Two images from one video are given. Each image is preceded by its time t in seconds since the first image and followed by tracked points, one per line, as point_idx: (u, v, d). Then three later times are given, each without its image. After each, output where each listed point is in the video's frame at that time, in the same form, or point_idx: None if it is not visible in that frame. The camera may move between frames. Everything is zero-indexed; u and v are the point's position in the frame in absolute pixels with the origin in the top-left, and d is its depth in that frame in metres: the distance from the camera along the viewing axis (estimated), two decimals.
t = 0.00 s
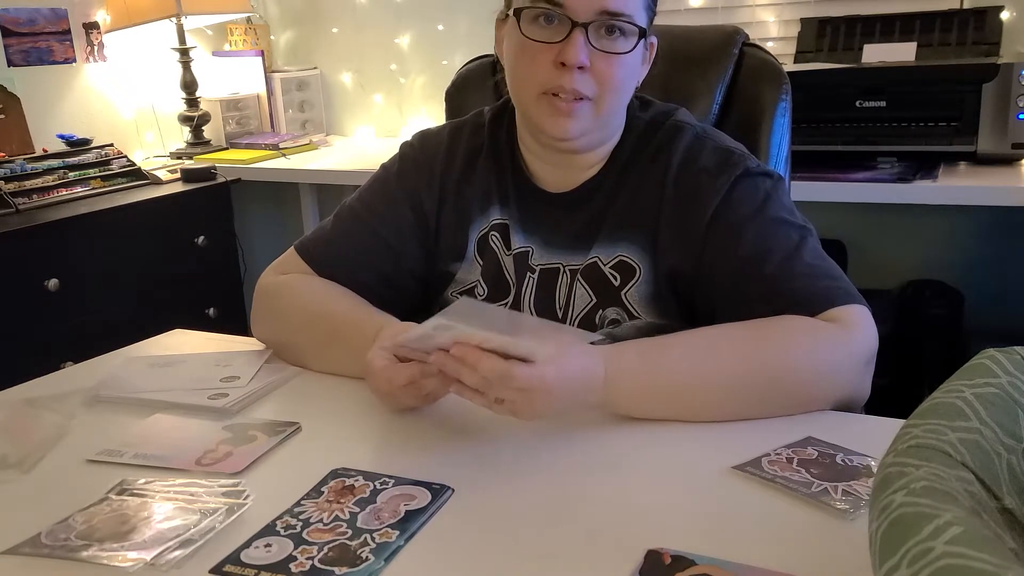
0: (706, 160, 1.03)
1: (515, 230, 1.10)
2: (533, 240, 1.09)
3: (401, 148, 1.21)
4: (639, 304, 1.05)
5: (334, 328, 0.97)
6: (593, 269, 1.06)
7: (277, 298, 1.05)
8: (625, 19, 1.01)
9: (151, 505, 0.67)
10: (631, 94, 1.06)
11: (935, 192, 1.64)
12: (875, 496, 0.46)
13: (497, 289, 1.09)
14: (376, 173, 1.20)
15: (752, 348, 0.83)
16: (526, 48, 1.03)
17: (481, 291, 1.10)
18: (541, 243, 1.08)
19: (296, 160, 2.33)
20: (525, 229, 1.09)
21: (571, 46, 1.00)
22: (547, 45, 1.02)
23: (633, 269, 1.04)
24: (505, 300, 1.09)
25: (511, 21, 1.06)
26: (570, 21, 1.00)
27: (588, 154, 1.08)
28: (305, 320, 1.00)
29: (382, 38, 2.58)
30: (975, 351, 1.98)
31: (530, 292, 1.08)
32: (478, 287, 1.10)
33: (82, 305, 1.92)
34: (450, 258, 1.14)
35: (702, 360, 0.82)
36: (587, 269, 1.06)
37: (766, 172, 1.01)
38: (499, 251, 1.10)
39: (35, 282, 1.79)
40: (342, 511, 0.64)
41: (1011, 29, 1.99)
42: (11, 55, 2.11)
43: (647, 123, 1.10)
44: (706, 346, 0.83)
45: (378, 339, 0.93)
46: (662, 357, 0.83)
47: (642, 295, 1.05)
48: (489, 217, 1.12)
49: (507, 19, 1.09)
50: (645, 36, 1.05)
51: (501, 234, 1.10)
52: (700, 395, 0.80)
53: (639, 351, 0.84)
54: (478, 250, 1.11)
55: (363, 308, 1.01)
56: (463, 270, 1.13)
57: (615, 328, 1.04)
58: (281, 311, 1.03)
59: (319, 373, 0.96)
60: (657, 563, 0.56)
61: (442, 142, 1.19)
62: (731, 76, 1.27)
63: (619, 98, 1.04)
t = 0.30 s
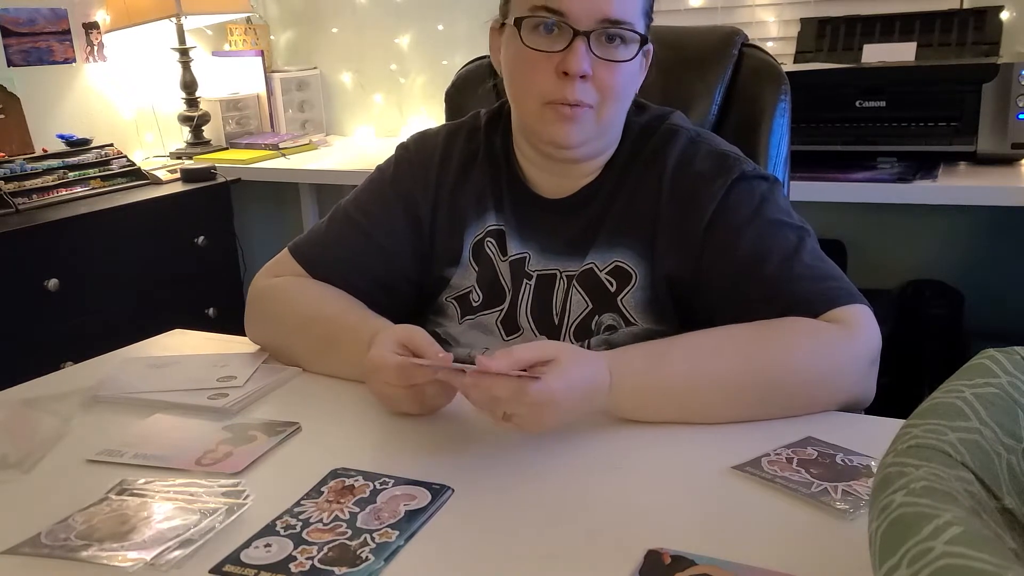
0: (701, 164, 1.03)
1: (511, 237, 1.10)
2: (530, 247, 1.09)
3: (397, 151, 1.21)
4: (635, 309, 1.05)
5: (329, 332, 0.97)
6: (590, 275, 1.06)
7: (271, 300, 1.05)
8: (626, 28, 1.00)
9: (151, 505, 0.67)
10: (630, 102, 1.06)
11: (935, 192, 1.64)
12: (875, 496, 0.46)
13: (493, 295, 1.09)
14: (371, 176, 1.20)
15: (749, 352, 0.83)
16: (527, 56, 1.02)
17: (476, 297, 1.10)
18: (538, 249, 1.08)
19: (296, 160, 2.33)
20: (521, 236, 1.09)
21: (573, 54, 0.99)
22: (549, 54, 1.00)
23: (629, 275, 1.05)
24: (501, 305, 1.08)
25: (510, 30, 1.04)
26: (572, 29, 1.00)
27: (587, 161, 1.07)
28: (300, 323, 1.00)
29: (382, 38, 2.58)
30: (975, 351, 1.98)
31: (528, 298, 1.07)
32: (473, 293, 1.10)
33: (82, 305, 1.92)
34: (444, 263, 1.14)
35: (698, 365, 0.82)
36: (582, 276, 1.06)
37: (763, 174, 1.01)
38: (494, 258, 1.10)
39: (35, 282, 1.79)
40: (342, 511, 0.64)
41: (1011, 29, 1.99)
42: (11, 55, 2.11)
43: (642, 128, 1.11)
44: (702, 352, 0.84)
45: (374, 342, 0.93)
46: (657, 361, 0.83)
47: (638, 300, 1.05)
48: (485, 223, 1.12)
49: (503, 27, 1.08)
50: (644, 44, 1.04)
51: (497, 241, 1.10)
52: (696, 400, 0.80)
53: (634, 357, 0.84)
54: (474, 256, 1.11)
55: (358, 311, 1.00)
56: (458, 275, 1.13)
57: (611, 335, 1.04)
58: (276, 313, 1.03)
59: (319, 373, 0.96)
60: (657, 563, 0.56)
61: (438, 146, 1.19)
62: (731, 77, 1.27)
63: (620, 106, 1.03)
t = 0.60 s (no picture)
0: (702, 163, 1.03)
1: (513, 235, 1.10)
2: (534, 246, 1.09)
3: (398, 152, 1.21)
4: (637, 308, 1.05)
5: (330, 332, 0.97)
6: (591, 273, 1.06)
7: (273, 299, 1.05)
8: (605, 37, 0.99)
9: (151, 505, 0.67)
10: (620, 107, 1.05)
11: (935, 192, 1.64)
12: (875, 496, 0.46)
13: (495, 293, 1.09)
14: (372, 177, 1.20)
15: (749, 352, 0.83)
16: (509, 73, 1.01)
17: (479, 296, 1.10)
18: (542, 248, 1.09)
19: (296, 160, 2.33)
20: (524, 235, 1.10)
21: (552, 71, 0.98)
22: (529, 70, 1.00)
23: (631, 273, 1.05)
24: (503, 304, 1.08)
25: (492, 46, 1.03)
26: (549, 45, 0.98)
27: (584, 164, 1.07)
28: (302, 322, 1.00)
29: (382, 38, 2.58)
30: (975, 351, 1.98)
31: (530, 296, 1.08)
32: (476, 292, 1.10)
33: (82, 305, 1.92)
34: (445, 263, 1.14)
35: (700, 364, 0.82)
36: (584, 274, 1.06)
37: (763, 174, 1.01)
38: (497, 257, 1.10)
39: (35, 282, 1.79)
40: (342, 511, 0.64)
41: (1011, 29, 1.99)
42: (11, 55, 2.10)
43: (643, 127, 1.10)
44: (704, 350, 0.83)
45: (375, 342, 0.93)
46: (659, 359, 0.83)
47: (640, 298, 1.05)
48: (487, 222, 1.12)
49: (489, 37, 1.07)
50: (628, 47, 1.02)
51: (499, 239, 1.10)
52: (698, 398, 0.80)
53: (635, 355, 0.84)
54: (476, 255, 1.11)
55: (359, 312, 1.00)
56: (460, 275, 1.13)
57: (613, 332, 1.04)
58: (277, 312, 1.03)
59: (319, 374, 0.96)
60: (656, 563, 0.56)
61: (439, 146, 1.19)
62: (731, 76, 1.27)
63: (608, 113, 1.02)
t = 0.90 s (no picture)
0: (700, 163, 1.03)
1: (511, 235, 1.10)
2: (531, 246, 1.09)
3: (397, 151, 1.21)
4: (635, 308, 1.05)
5: (330, 332, 0.97)
6: (589, 274, 1.06)
7: (273, 299, 1.05)
8: (576, 35, 0.98)
9: (151, 505, 0.67)
10: (602, 103, 1.04)
11: (935, 192, 1.64)
12: (875, 496, 0.46)
13: (493, 292, 1.10)
14: (370, 176, 1.20)
15: (747, 352, 0.83)
16: (488, 76, 1.02)
17: (478, 296, 1.11)
18: (539, 248, 1.09)
19: (296, 160, 2.33)
20: (523, 235, 1.10)
21: (525, 71, 0.98)
22: (504, 72, 1.00)
23: (629, 273, 1.05)
24: (502, 303, 1.09)
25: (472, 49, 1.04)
26: (521, 46, 0.98)
27: (576, 162, 1.07)
28: (301, 322, 1.00)
29: (382, 38, 2.58)
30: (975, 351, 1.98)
31: (529, 296, 1.08)
32: (474, 291, 1.11)
33: (82, 305, 1.92)
34: (445, 263, 1.14)
35: (697, 363, 0.82)
36: (582, 274, 1.06)
37: (760, 174, 1.01)
38: (495, 256, 1.10)
39: (35, 282, 1.79)
40: (342, 511, 0.64)
41: (1011, 29, 1.99)
42: (11, 55, 2.10)
43: (641, 126, 1.10)
44: (700, 348, 0.83)
45: (374, 341, 0.93)
46: (657, 357, 0.83)
47: (638, 298, 1.05)
48: (485, 221, 1.12)
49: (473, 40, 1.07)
50: (604, 42, 1.01)
51: (497, 238, 1.11)
52: (697, 396, 0.80)
53: (632, 354, 0.84)
54: (474, 254, 1.11)
55: (359, 311, 1.01)
56: (459, 274, 1.13)
57: (611, 332, 1.05)
58: (277, 311, 1.03)
59: (319, 373, 0.96)
60: (656, 563, 0.56)
61: (438, 145, 1.19)
62: (731, 76, 1.26)
63: (589, 109, 1.01)
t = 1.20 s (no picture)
0: (699, 163, 1.03)
1: (511, 235, 1.10)
2: (530, 245, 1.09)
3: (398, 151, 1.21)
4: (633, 308, 1.05)
5: (330, 332, 0.97)
6: (587, 273, 1.06)
7: (273, 299, 1.05)
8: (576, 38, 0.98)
9: (151, 506, 0.67)
10: (601, 107, 1.03)
11: (935, 192, 1.64)
12: (875, 496, 0.46)
13: (493, 292, 1.10)
14: (371, 176, 1.20)
15: (746, 352, 0.83)
16: (486, 76, 1.01)
17: (477, 295, 1.10)
18: (538, 248, 1.09)
19: (296, 160, 2.33)
20: (522, 235, 1.10)
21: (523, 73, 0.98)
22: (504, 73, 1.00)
23: (627, 273, 1.05)
24: (501, 303, 1.09)
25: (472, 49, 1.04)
26: (520, 47, 0.98)
27: (575, 164, 1.07)
28: (302, 322, 1.00)
29: (382, 38, 2.58)
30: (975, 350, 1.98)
31: (528, 295, 1.08)
32: (474, 291, 1.10)
33: (82, 305, 1.92)
34: (445, 263, 1.14)
35: (696, 364, 0.82)
36: (581, 274, 1.06)
37: (759, 174, 1.01)
38: (495, 256, 1.10)
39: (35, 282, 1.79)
40: (342, 511, 0.64)
41: (1011, 29, 1.99)
42: (11, 55, 2.11)
43: (641, 127, 1.10)
44: (699, 348, 0.84)
45: (375, 342, 0.93)
46: (655, 358, 0.83)
47: (636, 298, 1.05)
48: (485, 221, 1.12)
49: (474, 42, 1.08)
50: (605, 46, 1.01)
51: (497, 238, 1.11)
52: (695, 397, 0.80)
53: (630, 356, 0.84)
54: (474, 254, 1.11)
55: (360, 310, 1.01)
56: (459, 274, 1.13)
57: (609, 333, 1.04)
58: (279, 311, 1.03)
59: (319, 373, 0.96)
60: (656, 563, 0.56)
61: (439, 145, 1.19)
62: (731, 76, 1.26)
63: (587, 112, 1.01)
